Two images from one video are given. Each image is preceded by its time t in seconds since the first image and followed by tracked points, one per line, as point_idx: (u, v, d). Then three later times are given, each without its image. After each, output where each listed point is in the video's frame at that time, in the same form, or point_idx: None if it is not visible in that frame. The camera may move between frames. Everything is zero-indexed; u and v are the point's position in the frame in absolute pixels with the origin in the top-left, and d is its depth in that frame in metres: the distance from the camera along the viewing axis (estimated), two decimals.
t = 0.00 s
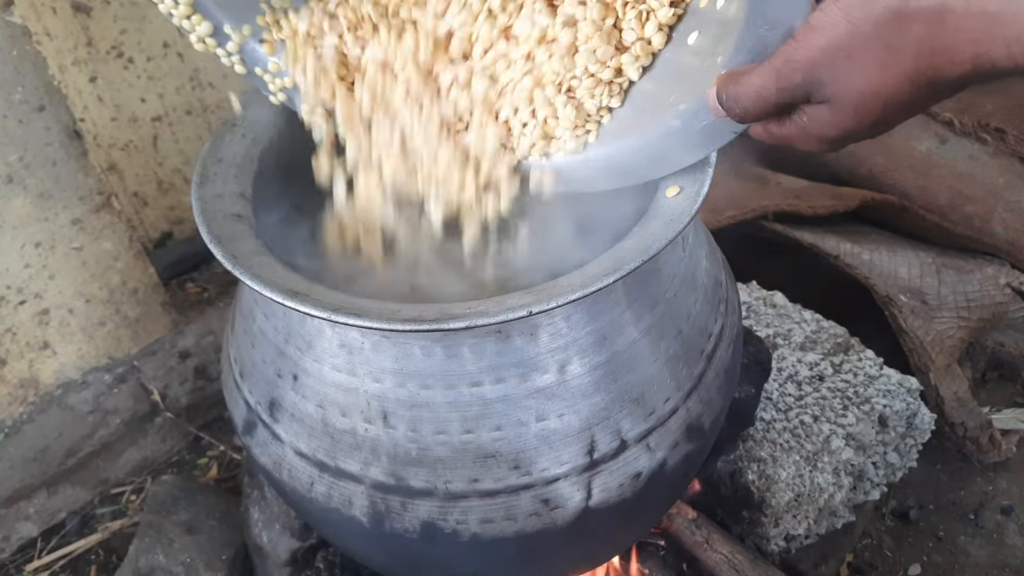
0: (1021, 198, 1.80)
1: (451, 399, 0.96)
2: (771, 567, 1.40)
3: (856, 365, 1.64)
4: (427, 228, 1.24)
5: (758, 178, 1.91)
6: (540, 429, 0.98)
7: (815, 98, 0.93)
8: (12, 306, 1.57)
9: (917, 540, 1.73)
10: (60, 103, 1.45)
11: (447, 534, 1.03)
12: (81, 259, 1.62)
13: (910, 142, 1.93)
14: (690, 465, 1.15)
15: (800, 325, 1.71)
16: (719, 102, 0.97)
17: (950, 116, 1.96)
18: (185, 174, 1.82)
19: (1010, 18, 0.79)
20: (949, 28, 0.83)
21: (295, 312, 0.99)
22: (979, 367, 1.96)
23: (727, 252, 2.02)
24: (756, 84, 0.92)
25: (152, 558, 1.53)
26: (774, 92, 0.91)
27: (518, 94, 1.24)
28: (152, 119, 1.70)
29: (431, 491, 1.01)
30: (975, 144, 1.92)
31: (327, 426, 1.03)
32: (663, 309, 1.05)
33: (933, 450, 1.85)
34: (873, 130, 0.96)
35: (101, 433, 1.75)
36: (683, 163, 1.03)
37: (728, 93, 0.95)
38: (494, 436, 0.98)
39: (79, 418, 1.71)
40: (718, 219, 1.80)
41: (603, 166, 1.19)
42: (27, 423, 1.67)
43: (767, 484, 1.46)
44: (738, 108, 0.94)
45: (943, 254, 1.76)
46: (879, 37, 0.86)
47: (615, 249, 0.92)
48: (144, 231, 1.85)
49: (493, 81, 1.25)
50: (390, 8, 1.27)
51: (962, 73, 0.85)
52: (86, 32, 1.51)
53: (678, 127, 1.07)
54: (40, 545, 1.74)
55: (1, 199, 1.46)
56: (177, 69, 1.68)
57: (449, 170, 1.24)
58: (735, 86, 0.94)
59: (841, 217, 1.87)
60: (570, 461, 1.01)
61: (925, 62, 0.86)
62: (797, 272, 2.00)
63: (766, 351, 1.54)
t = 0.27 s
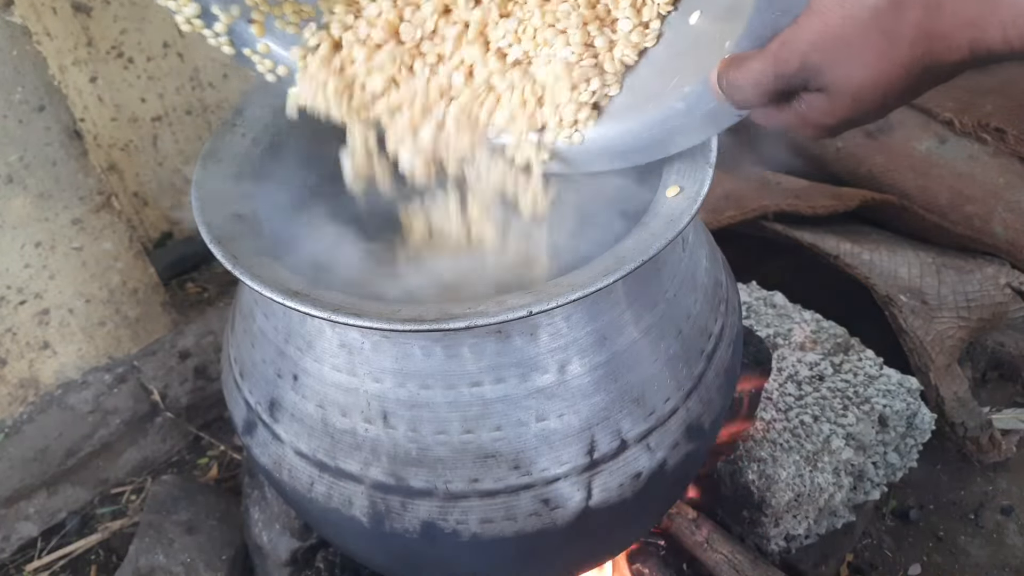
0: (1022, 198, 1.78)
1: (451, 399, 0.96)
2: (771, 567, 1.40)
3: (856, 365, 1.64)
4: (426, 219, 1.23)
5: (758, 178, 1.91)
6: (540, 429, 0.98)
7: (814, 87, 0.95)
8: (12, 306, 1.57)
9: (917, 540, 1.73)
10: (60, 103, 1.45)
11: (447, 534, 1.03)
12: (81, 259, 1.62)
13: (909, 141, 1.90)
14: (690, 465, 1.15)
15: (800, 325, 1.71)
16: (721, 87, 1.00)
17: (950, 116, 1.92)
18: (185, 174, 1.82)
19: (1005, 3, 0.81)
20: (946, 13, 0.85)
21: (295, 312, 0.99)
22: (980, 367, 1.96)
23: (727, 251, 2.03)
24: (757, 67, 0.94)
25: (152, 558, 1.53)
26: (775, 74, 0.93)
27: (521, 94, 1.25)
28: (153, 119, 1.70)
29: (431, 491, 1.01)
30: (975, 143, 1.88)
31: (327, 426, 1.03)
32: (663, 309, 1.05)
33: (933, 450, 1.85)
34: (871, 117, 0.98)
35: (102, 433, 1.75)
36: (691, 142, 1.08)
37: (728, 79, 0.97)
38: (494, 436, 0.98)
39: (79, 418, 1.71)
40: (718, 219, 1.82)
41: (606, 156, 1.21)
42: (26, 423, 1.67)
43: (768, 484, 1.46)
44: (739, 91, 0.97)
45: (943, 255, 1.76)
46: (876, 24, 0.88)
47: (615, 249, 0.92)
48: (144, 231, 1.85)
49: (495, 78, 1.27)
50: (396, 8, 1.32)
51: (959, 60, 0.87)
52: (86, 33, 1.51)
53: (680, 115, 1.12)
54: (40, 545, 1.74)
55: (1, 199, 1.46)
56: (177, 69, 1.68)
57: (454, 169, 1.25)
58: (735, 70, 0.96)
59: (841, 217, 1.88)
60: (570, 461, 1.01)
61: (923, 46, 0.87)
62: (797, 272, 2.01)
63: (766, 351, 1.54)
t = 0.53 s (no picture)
0: (1022, 198, 1.78)
1: (451, 399, 0.96)
2: (771, 567, 1.40)
3: (856, 365, 1.64)
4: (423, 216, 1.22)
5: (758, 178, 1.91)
6: (540, 429, 0.98)
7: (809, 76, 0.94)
8: (12, 307, 1.57)
9: (917, 540, 1.73)
10: (60, 103, 1.45)
11: (447, 534, 1.03)
12: (81, 259, 1.62)
13: (908, 142, 1.89)
14: (690, 465, 1.15)
15: (800, 325, 1.71)
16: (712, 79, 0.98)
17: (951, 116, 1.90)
18: (185, 174, 1.83)
19: None
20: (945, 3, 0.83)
21: (295, 312, 0.99)
22: (980, 367, 1.96)
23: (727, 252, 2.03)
24: (751, 60, 0.92)
25: (152, 558, 1.53)
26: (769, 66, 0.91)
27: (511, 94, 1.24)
28: (153, 119, 1.70)
29: (431, 491, 1.01)
30: (975, 143, 1.87)
31: (327, 426, 1.03)
32: (663, 309, 1.05)
33: (933, 450, 1.85)
34: (868, 106, 0.96)
35: (101, 433, 1.75)
36: (681, 135, 1.09)
37: (720, 72, 0.95)
38: (494, 436, 0.98)
39: (79, 418, 1.71)
40: (718, 220, 1.82)
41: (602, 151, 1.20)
42: (27, 423, 1.67)
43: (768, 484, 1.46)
44: (731, 83, 0.94)
45: (943, 255, 1.76)
46: (873, 13, 0.87)
47: (615, 249, 0.92)
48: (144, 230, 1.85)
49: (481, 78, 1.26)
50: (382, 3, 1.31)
51: (958, 49, 0.85)
52: (85, 32, 1.52)
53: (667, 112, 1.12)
54: (40, 545, 1.74)
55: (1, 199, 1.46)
56: (178, 68, 1.68)
57: (448, 169, 1.22)
58: (728, 63, 0.94)
59: (841, 217, 1.87)
60: (570, 461, 1.01)
61: (921, 35, 0.86)
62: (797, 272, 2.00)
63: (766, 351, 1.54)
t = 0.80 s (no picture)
0: (1022, 198, 1.79)
1: (451, 399, 0.96)
2: (771, 567, 1.40)
3: (856, 365, 1.64)
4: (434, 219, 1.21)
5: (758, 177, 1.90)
6: (540, 429, 0.98)
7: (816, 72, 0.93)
8: (12, 306, 1.57)
9: (917, 540, 1.73)
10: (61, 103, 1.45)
11: (447, 534, 1.03)
12: (81, 259, 1.62)
13: (909, 141, 1.90)
14: (690, 465, 1.15)
15: (800, 325, 1.71)
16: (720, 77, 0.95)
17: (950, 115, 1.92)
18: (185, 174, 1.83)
19: None
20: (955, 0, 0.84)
21: (295, 312, 0.99)
22: (979, 367, 1.96)
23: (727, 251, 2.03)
24: (762, 55, 0.89)
25: (152, 558, 1.53)
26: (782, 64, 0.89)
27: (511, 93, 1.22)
28: (152, 119, 1.70)
29: (431, 491, 1.01)
30: (975, 143, 1.89)
31: (327, 426, 1.03)
32: (663, 309, 1.05)
33: (933, 450, 1.85)
34: (875, 102, 0.96)
35: (101, 433, 1.75)
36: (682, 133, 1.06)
37: (733, 70, 0.92)
38: (494, 436, 0.98)
39: (79, 418, 1.71)
40: (719, 219, 1.81)
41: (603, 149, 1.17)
42: (27, 423, 1.67)
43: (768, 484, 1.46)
44: (741, 80, 0.92)
45: (943, 255, 1.76)
46: (886, 8, 0.87)
47: (615, 249, 0.92)
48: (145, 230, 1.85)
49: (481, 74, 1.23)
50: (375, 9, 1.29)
51: (967, 47, 0.87)
52: (85, 32, 1.52)
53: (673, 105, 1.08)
54: (40, 545, 1.75)
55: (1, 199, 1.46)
56: (177, 68, 1.67)
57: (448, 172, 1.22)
58: (738, 60, 0.91)
59: (841, 217, 1.87)
60: (570, 461, 1.01)
61: (932, 35, 0.87)
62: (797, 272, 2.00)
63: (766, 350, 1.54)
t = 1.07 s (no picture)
0: (1021, 198, 1.78)
1: (451, 399, 0.96)
2: (771, 567, 1.40)
3: (856, 365, 1.64)
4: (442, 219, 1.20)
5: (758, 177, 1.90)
6: (540, 429, 0.98)
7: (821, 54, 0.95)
8: (12, 306, 1.57)
9: (917, 540, 1.73)
10: (61, 103, 1.47)
11: (447, 534, 1.03)
12: (81, 259, 1.62)
13: (908, 141, 1.90)
14: (690, 465, 1.15)
15: (800, 325, 1.71)
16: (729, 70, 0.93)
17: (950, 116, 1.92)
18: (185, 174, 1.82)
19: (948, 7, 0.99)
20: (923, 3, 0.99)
21: (295, 312, 0.99)
22: (979, 367, 1.96)
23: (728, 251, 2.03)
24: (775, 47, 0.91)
25: (151, 558, 1.53)
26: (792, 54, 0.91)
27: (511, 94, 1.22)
28: (152, 119, 1.70)
29: (431, 491, 1.01)
30: (975, 143, 1.88)
31: (327, 426, 1.03)
32: (663, 309, 1.05)
33: (933, 449, 1.85)
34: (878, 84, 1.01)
35: (101, 433, 1.74)
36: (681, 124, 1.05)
37: (744, 61, 0.91)
38: (494, 436, 0.98)
39: (79, 418, 1.71)
40: (718, 219, 1.82)
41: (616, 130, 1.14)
42: (26, 423, 1.68)
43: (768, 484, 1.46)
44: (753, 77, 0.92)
45: (943, 255, 1.75)
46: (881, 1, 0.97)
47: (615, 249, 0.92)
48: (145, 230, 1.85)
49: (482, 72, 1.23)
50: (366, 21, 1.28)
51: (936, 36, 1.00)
52: (86, 32, 1.51)
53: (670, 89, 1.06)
54: (39, 545, 1.75)
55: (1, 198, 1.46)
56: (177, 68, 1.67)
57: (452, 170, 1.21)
58: (748, 52, 0.91)
59: (841, 217, 1.87)
60: (570, 461, 1.01)
61: (944, 28, 1.01)
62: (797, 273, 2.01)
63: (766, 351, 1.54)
